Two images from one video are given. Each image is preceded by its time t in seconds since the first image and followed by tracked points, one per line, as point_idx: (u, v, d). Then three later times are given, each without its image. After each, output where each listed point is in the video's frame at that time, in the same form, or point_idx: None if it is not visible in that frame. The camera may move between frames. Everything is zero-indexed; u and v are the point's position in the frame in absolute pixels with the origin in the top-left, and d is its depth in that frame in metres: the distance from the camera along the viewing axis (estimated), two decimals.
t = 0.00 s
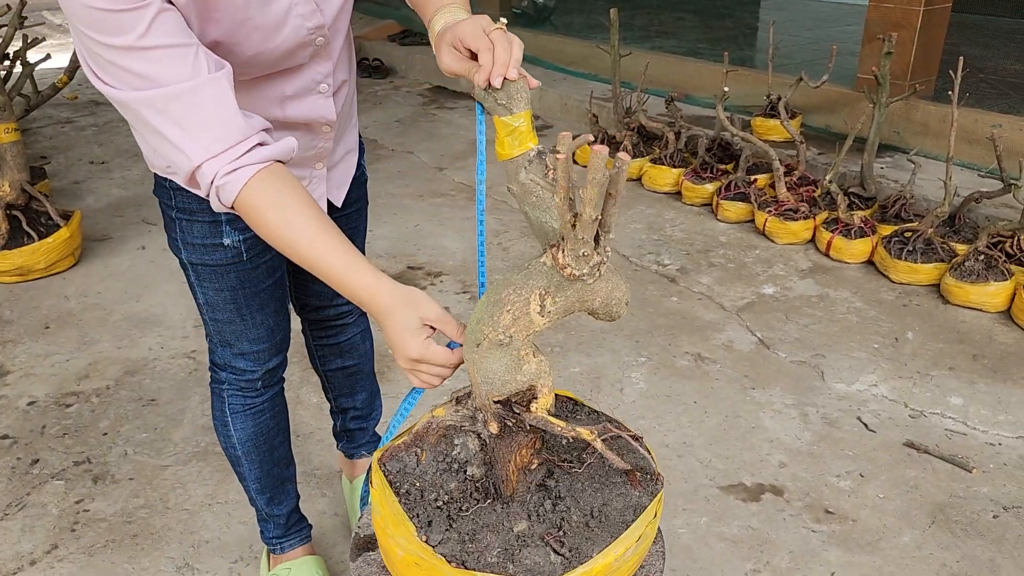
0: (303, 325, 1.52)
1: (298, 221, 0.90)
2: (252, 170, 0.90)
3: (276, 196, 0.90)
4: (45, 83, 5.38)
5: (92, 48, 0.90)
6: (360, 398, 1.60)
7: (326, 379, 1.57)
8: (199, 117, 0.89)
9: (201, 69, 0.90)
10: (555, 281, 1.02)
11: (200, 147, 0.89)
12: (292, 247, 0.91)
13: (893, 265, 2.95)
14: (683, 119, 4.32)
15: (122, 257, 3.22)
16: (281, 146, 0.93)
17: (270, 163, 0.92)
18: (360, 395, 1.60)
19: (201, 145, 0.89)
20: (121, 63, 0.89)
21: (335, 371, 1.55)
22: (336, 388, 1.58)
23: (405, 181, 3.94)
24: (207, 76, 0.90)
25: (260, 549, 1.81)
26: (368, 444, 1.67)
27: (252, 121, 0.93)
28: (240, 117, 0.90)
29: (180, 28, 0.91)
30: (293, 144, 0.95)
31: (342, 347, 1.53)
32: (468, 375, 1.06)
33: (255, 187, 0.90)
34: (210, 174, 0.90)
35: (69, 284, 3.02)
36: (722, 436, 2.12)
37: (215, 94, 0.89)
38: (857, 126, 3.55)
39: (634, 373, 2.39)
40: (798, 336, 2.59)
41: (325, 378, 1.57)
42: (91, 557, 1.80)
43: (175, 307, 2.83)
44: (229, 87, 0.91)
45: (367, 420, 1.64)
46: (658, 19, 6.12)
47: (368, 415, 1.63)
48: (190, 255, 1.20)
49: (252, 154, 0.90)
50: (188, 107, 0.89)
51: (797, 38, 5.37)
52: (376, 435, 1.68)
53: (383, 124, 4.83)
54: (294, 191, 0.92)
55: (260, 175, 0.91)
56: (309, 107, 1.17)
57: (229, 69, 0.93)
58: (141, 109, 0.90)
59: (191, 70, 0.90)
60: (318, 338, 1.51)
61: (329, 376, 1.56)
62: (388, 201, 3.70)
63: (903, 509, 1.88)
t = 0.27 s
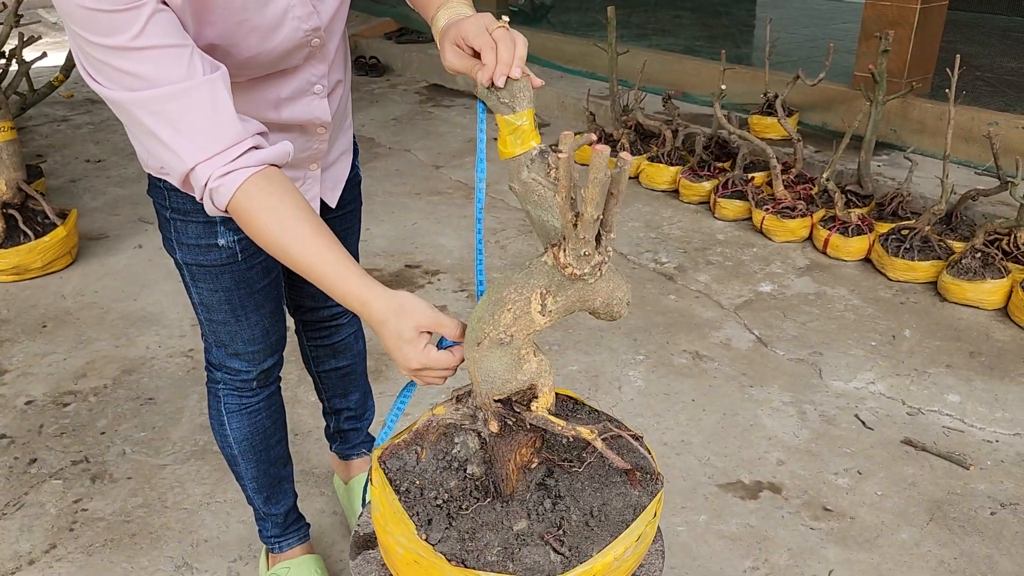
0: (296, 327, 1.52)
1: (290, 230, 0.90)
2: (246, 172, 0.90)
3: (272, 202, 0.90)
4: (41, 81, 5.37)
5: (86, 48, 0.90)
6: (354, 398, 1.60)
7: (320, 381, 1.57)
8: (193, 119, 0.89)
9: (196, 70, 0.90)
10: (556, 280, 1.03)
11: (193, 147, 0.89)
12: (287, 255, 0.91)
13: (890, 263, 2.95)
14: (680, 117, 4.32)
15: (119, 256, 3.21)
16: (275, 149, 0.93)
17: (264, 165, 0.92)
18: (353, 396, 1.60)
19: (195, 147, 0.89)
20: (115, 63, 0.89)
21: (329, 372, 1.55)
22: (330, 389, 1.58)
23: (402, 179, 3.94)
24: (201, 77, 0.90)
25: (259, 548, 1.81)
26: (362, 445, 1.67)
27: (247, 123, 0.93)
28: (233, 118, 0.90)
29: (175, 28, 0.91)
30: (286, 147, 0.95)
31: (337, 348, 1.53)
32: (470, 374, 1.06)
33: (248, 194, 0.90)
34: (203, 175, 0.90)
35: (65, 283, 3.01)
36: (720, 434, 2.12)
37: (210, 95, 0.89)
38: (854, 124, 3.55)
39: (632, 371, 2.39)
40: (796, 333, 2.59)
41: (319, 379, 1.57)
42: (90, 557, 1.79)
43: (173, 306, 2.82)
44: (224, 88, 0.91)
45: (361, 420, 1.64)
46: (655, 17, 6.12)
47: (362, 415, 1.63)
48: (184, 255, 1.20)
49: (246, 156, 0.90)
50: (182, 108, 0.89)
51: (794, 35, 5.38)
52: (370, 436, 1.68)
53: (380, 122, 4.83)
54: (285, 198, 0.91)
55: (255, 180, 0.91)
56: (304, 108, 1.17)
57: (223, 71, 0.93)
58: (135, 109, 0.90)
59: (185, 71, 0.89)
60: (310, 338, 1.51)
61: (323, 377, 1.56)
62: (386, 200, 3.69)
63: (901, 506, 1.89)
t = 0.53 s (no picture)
0: (298, 329, 1.51)
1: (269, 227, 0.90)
2: (227, 170, 0.89)
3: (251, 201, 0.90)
4: (36, 79, 5.35)
5: (73, 41, 0.89)
6: (353, 400, 1.60)
7: (320, 383, 1.57)
8: (178, 117, 0.88)
9: (182, 69, 0.90)
10: (557, 279, 1.02)
11: (177, 145, 0.89)
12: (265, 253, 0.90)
13: (887, 261, 2.96)
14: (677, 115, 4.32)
15: (115, 255, 3.21)
16: (259, 150, 0.92)
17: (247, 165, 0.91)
18: (353, 398, 1.60)
19: (178, 144, 0.89)
20: (102, 58, 0.89)
21: (330, 375, 1.55)
22: (330, 391, 1.57)
23: (399, 178, 3.93)
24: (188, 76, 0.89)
25: (257, 547, 1.81)
26: (361, 445, 1.67)
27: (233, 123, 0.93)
28: (217, 118, 0.90)
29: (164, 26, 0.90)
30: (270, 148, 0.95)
31: (338, 351, 1.52)
32: (471, 373, 1.07)
33: (227, 192, 0.89)
34: (185, 173, 0.89)
35: (62, 282, 3.01)
36: (718, 432, 2.13)
37: (195, 94, 0.89)
38: (851, 122, 3.56)
39: (630, 369, 2.39)
40: (793, 332, 2.59)
41: (320, 381, 1.57)
42: (87, 557, 1.79)
43: (170, 305, 2.82)
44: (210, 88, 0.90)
45: (360, 421, 1.64)
46: (652, 15, 6.12)
47: (361, 416, 1.63)
48: (180, 255, 1.20)
49: (229, 155, 0.90)
50: (167, 106, 0.88)
51: (791, 34, 5.38)
52: (369, 436, 1.68)
53: (377, 120, 4.82)
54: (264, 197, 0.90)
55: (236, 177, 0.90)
56: (299, 108, 1.17)
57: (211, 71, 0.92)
58: (120, 105, 0.90)
59: (172, 69, 0.89)
60: (313, 340, 1.51)
61: (324, 379, 1.56)
62: (383, 198, 3.69)
63: (898, 504, 1.89)
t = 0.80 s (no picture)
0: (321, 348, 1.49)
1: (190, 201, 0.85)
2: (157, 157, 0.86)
3: (175, 175, 0.85)
4: (33, 78, 5.34)
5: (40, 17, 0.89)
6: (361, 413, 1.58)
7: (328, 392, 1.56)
8: (119, 112, 0.86)
9: (136, 67, 0.87)
10: (555, 278, 1.02)
11: (114, 138, 0.86)
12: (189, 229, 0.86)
13: (885, 259, 2.96)
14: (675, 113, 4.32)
15: (113, 254, 3.20)
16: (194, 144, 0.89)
17: (178, 149, 0.87)
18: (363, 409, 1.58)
19: (115, 137, 0.86)
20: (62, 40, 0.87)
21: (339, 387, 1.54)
22: (338, 402, 1.56)
23: (397, 176, 3.93)
24: (138, 75, 0.87)
25: (256, 546, 1.81)
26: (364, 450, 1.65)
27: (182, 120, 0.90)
28: (159, 121, 0.86)
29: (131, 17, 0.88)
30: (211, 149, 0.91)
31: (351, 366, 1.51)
32: (469, 372, 1.08)
33: (155, 166, 0.86)
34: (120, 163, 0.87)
35: (59, 281, 3.00)
36: (716, 430, 2.13)
37: (138, 94, 0.86)
38: (849, 120, 3.56)
39: (628, 367, 2.39)
40: (791, 330, 2.60)
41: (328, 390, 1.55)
42: (86, 556, 1.79)
43: (168, 304, 2.82)
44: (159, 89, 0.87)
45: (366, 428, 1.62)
46: (650, 13, 6.12)
47: (366, 423, 1.62)
48: (168, 258, 1.20)
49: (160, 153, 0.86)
50: (110, 100, 0.86)
51: (788, 32, 5.38)
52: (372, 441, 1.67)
53: (375, 119, 4.82)
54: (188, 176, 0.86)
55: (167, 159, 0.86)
56: (282, 113, 1.17)
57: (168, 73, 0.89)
58: (71, 94, 0.88)
59: (125, 64, 0.87)
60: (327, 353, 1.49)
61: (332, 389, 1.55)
62: (381, 197, 3.69)
63: (896, 502, 1.90)
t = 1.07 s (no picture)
0: (320, 380, 1.43)
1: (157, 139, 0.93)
2: (114, 109, 0.93)
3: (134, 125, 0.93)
4: (31, 76, 5.33)
5: None
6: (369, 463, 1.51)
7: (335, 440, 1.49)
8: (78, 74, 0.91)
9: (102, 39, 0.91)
10: (556, 275, 1.02)
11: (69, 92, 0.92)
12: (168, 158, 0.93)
13: (883, 257, 2.97)
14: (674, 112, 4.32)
15: (111, 252, 3.20)
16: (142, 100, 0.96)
17: (131, 100, 0.94)
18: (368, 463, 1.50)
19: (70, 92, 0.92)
20: None
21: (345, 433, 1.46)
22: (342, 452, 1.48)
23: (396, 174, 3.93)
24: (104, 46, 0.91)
25: (257, 544, 1.81)
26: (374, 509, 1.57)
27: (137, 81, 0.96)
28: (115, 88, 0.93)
29: None
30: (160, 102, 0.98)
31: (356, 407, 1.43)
32: (471, 369, 1.08)
33: (113, 118, 0.93)
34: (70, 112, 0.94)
35: (58, 280, 3.00)
36: (716, 428, 2.13)
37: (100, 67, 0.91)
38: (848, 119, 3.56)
39: (628, 365, 2.40)
40: (790, 327, 2.60)
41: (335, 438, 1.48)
42: (86, 554, 1.79)
43: (167, 302, 2.81)
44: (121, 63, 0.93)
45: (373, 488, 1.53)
46: (648, 11, 6.12)
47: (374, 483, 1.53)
48: (159, 258, 1.20)
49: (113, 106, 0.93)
50: (69, 59, 0.91)
51: (786, 30, 5.38)
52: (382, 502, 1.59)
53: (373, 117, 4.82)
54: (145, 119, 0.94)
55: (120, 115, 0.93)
56: (263, 122, 1.14)
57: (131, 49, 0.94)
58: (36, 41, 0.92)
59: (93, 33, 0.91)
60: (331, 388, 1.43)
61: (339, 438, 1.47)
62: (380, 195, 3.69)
63: (896, 499, 1.90)
